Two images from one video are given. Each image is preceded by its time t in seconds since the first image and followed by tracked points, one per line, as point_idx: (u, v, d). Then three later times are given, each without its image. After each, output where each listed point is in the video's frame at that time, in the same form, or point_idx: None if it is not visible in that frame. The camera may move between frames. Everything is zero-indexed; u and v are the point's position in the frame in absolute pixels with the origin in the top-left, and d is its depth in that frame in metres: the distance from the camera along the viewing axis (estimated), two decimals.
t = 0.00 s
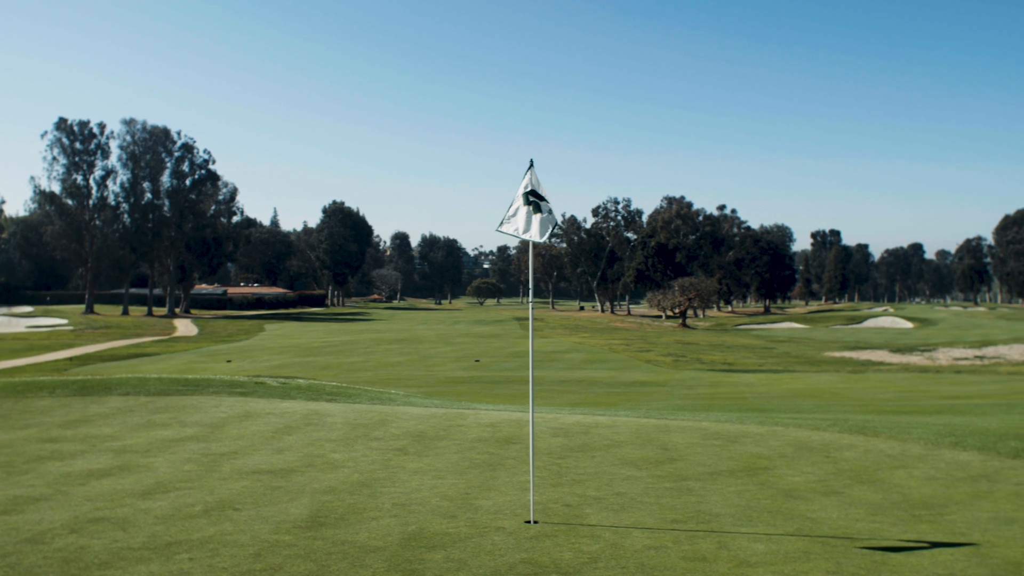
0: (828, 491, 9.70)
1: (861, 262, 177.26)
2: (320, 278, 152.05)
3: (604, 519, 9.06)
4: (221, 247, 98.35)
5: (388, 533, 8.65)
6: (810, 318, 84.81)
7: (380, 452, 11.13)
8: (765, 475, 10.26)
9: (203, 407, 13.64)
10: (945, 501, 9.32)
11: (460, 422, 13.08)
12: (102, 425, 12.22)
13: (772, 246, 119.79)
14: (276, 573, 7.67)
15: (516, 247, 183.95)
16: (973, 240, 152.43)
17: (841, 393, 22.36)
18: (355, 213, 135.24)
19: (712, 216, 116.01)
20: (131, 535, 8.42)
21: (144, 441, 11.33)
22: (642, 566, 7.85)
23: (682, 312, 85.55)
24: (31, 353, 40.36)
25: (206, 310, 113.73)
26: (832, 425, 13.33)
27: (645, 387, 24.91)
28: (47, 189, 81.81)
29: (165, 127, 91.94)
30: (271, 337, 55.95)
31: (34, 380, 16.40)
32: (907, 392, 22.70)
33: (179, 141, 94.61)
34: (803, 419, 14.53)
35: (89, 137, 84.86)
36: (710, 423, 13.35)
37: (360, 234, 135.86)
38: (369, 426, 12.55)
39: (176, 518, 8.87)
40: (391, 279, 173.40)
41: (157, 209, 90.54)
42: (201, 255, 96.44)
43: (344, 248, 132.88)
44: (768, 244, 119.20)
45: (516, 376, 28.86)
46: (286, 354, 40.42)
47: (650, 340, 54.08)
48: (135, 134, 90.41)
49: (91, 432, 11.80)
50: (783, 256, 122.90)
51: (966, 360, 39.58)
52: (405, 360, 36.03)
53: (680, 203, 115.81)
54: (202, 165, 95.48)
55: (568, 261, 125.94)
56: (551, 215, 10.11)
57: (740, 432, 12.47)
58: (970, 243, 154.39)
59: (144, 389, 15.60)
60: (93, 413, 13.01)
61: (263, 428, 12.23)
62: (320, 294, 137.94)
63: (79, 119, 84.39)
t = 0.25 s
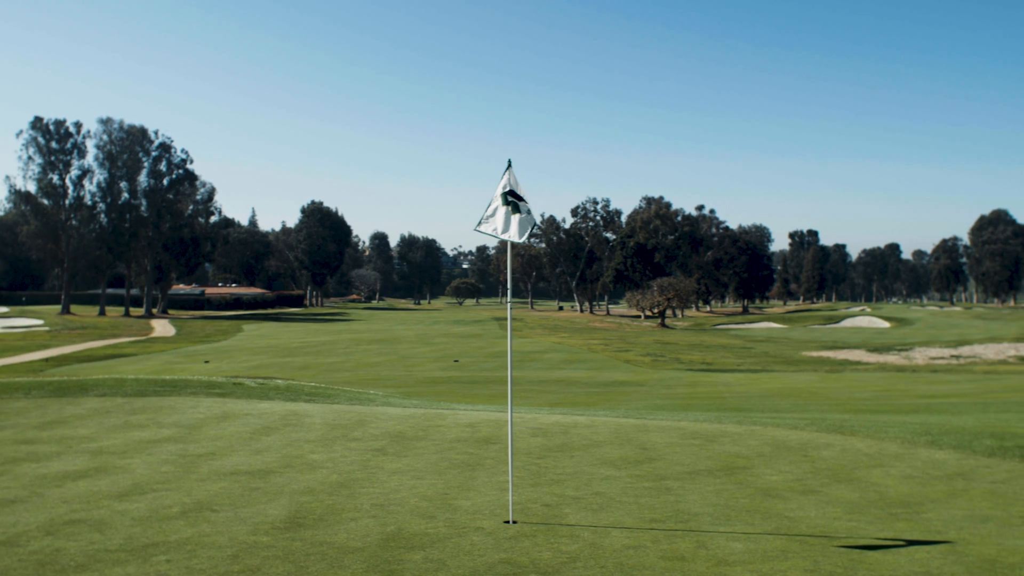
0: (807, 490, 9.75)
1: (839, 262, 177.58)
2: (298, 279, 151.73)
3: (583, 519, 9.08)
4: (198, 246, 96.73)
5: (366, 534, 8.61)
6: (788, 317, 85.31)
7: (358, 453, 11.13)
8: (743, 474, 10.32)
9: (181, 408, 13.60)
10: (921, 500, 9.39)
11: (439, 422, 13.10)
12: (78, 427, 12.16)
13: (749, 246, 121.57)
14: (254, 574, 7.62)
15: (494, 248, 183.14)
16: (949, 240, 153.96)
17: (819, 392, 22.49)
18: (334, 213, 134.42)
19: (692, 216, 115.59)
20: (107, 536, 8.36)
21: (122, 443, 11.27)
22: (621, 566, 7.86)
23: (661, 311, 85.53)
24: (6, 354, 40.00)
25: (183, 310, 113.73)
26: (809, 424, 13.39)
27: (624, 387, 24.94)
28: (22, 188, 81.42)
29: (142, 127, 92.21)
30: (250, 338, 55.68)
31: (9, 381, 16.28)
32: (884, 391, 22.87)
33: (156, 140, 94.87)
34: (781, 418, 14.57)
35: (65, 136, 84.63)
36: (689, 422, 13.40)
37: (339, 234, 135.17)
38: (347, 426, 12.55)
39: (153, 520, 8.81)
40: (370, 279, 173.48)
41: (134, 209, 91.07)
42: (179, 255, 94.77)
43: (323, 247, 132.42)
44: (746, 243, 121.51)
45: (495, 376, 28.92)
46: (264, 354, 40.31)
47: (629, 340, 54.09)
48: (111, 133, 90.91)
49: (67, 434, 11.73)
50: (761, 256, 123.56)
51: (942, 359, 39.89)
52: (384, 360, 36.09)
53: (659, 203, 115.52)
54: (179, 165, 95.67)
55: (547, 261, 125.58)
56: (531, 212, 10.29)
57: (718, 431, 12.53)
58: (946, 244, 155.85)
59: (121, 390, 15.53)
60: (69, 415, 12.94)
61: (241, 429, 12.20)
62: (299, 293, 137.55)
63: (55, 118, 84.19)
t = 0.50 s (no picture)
0: (783, 489, 9.81)
1: (815, 262, 179.51)
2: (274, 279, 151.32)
3: (561, 519, 9.08)
4: (174, 246, 97.19)
5: (343, 534, 8.58)
6: (764, 317, 85.71)
7: (336, 453, 11.12)
8: (720, 474, 10.36)
9: (157, 409, 13.53)
10: (897, 498, 9.46)
11: (416, 422, 13.11)
12: (52, 429, 12.08)
13: (726, 246, 122.61)
14: None
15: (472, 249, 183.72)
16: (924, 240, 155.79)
17: (795, 391, 22.62)
18: (309, 213, 134.63)
19: (669, 218, 118.03)
20: (82, 538, 8.28)
21: (96, 445, 11.21)
22: (598, 566, 7.87)
23: (638, 311, 85.58)
24: None
25: (159, 310, 113.55)
26: (786, 423, 13.46)
27: (601, 387, 25.00)
28: None
29: (117, 126, 92.05)
30: (226, 338, 55.36)
31: None
32: (860, 390, 23.03)
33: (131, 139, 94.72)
34: (758, 418, 14.61)
35: (39, 134, 84.25)
36: (665, 421, 13.47)
37: (316, 233, 135.32)
38: (324, 427, 12.53)
39: (129, 521, 8.76)
40: (347, 279, 172.04)
41: (109, 208, 90.74)
42: (155, 255, 95.12)
43: (300, 247, 132.31)
44: (723, 243, 122.69)
45: (472, 376, 28.94)
46: (240, 354, 40.13)
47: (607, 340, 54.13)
48: (86, 132, 90.70)
49: (41, 436, 11.64)
50: (737, 256, 124.39)
51: (916, 359, 40.22)
52: (361, 360, 36.15)
53: (636, 203, 116.92)
54: (155, 164, 95.59)
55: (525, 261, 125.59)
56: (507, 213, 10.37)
57: (694, 431, 12.59)
58: (921, 244, 157.82)
59: (94, 391, 15.43)
60: (42, 416, 12.83)
61: (217, 431, 12.17)
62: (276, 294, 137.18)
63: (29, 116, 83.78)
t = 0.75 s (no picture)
0: (759, 488, 9.86)
1: (791, 262, 181.60)
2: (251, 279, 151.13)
3: (538, 519, 9.08)
4: (150, 247, 97.51)
5: (321, 536, 8.54)
6: (741, 317, 86.18)
7: (313, 454, 11.11)
8: (697, 473, 10.39)
9: (132, 410, 13.47)
10: (872, 496, 9.52)
11: (393, 422, 13.11)
12: (25, 431, 11.99)
13: (704, 246, 122.59)
14: None
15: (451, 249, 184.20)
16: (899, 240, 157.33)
17: (772, 391, 22.75)
18: (286, 212, 134.36)
19: (646, 217, 118.40)
20: (56, 541, 8.21)
21: (71, 446, 11.13)
22: (576, 566, 7.86)
23: (616, 311, 85.78)
24: None
25: (133, 310, 113.64)
26: (763, 423, 13.51)
27: (580, 387, 25.07)
28: None
29: (92, 125, 91.60)
30: (203, 339, 55.08)
31: None
32: (836, 389, 23.19)
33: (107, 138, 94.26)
34: (735, 417, 14.64)
35: (12, 133, 83.70)
36: (643, 421, 13.51)
37: (293, 233, 135.08)
38: (301, 428, 12.53)
39: (103, 523, 8.69)
40: (324, 280, 171.73)
41: (84, 208, 90.21)
42: (130, 255, 95.15)
43: (277, 247, 132.03)
44: (700, 244, 122.42)
45: (450, 376, 28.95)
46: (217, 355, 39.97)
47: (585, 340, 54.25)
48: (60, 131, 90.12)
49: (15, 438, 11.55)
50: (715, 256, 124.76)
51: (892, 358, 40.53)
52: (338, 360, 36.14)
53: (613, 203, 118.50)
54: (131, 164, 95.33)
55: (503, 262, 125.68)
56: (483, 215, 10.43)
57: (670, 431, 12.63)
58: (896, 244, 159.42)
59: (68, 392, 15.34)
60: (15, 418, 12.75)
61: (193, 432, 12.12)
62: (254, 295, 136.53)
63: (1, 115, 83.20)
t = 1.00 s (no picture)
0: (738, 487, 9.89)
1: (770, 262, 182.77)
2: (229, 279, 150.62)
3: (518, 519, 9.08)
4: (127, 247, 97.01)
5: (300, 537, 8.50)
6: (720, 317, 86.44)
7: (293, 455, 11.09)
8: (676, 473, 10.41)
9: (110, 411, 13.40)
10: (851, 496, 9.56)
11: (372, 423, 13.09)
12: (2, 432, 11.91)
13: (683, 247, 122.66)
14: None
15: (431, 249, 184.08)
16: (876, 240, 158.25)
17: (751, 390, 22.84)
18: (265, 213, 133.55)
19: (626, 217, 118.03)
20: (32, 543, 8.14)
21: (48, 448, 11.06)
22: (555, 565, 7.85)
23: (596, 311, 85.74)
24: None
25: (110, 310, 113.78)
26: (741, 422, 13.55)
27: (560, 387, 25.09)
28: None
29: (69, 124, 91.13)
30: (183, 339, 54.89)
31: None
32: (815, 389, 23.31)
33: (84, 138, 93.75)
34: (714, 416, 14.65)
35: None
36: (621, 421, 13.53)
37: (272, 233, 134.18)
38: (280, 428, 12.51)
39: (81, 525, 8.62)
40: (303, 279, 171.57)
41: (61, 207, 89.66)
42: (108, 255, 94.90)
43: (255, 248, 131.49)
44: (679, 244, 122.34)
45: (430, 376, 28.96)
46: (196, 355, 39.85)
47: (565, 340, 54.31)
48: (37, 130, 89.62)
49: None
50: (693, 255, 125.20)
51: (870, 358, 40.74)
52: (317, 361, 36.09)
53: (593, 204, 119.32)
54: (108, 163, 94.96)
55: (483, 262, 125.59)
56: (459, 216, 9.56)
57: (649, 431, 12.65)
58: (874, 244, 160.40)
59: (45, 393, 15.24)
60: None
61: (172, 433, 12.07)
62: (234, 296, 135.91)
63: None
